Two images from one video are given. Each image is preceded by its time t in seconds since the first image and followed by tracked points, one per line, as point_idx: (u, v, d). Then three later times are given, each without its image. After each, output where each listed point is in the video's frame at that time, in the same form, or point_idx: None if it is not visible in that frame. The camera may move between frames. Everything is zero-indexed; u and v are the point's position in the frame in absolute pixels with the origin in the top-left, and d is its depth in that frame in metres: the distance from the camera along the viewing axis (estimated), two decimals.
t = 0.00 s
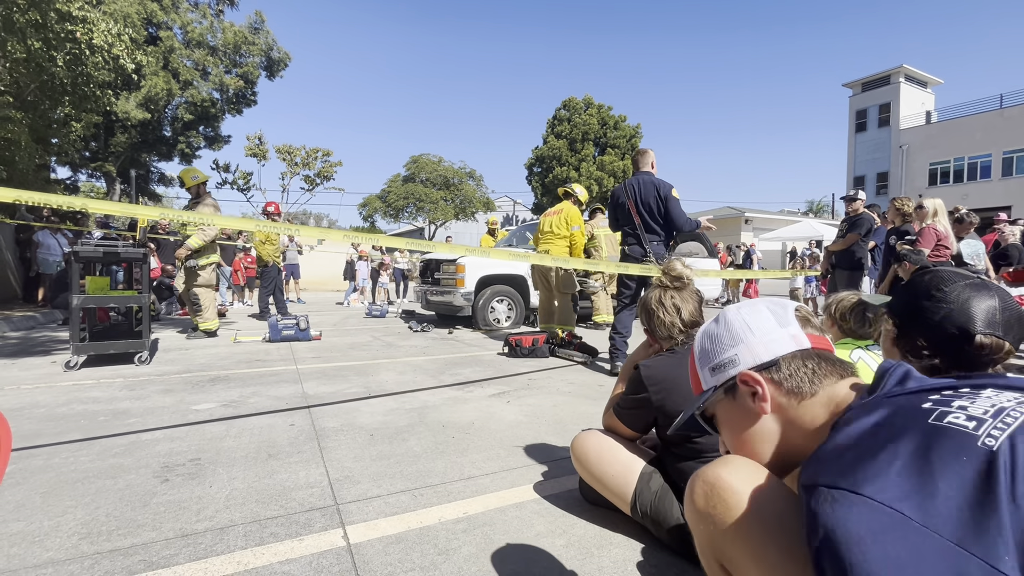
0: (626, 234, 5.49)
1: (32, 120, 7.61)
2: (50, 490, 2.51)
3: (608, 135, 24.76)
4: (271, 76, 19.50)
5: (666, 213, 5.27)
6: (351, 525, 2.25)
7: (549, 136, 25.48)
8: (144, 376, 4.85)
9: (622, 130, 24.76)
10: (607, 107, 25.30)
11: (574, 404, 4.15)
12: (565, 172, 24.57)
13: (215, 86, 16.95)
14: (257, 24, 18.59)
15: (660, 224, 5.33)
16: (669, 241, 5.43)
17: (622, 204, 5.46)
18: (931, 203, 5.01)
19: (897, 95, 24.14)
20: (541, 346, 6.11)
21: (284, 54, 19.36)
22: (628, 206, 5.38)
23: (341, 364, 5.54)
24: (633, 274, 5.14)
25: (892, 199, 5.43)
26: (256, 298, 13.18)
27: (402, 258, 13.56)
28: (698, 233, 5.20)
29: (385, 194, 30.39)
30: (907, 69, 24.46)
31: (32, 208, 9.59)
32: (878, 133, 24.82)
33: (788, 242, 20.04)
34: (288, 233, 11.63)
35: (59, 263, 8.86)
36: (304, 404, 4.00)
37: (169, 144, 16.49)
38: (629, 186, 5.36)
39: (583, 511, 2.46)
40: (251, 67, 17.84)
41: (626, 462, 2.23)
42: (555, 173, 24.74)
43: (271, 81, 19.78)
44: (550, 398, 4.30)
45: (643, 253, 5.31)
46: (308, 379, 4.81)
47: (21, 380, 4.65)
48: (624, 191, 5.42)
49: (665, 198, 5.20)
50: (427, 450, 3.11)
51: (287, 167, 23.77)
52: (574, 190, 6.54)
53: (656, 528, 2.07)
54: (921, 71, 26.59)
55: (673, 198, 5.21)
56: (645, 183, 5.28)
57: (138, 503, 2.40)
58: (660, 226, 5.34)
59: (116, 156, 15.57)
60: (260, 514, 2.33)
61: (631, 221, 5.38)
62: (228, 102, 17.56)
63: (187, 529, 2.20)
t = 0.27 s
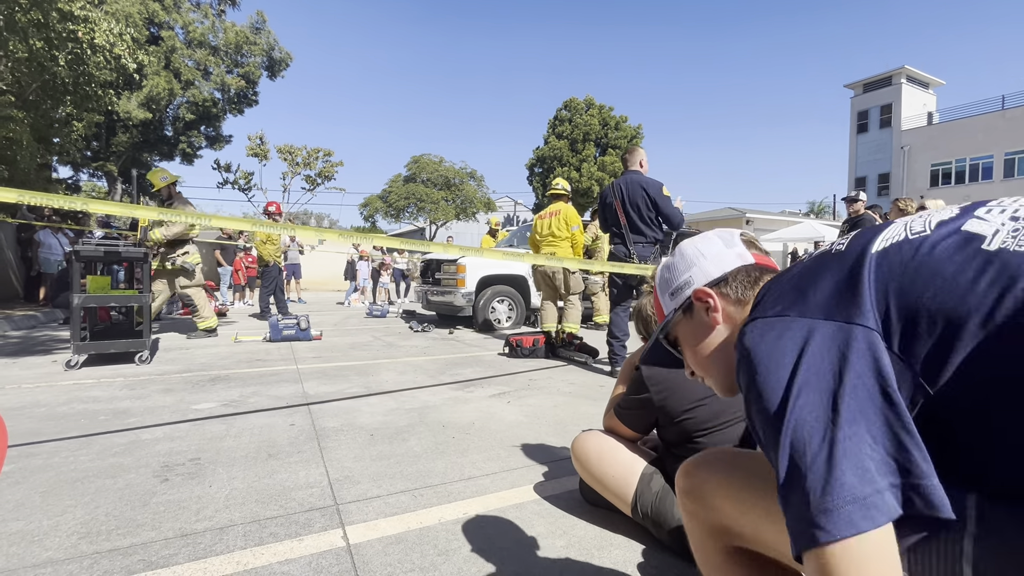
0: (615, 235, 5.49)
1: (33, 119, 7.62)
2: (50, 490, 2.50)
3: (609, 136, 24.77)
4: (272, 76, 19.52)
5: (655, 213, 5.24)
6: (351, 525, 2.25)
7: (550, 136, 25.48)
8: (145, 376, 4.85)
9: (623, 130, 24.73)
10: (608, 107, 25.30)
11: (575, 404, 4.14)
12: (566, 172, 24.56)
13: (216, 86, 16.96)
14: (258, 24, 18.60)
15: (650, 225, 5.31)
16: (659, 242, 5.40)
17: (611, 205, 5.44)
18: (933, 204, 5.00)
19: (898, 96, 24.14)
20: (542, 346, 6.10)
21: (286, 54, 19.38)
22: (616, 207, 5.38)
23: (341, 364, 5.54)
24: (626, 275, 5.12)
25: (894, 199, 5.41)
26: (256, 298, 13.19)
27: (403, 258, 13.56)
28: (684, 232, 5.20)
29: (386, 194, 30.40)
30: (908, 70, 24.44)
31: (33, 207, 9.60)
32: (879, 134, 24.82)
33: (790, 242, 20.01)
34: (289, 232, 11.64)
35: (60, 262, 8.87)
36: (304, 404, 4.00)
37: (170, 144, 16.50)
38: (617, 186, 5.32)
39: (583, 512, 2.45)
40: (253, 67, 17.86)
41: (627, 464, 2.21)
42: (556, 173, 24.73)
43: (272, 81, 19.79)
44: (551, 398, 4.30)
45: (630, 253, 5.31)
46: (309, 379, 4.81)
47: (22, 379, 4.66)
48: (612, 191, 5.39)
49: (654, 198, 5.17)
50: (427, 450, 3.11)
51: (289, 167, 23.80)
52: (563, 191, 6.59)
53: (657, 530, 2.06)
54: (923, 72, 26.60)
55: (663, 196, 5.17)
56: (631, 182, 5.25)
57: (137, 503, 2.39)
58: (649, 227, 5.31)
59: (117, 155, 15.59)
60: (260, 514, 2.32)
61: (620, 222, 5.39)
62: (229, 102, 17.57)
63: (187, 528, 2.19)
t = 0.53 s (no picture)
0: (608, 234, 5.47)
1: (36, 119, 7.63)
2: (51, 489, 2.50)
3: (611, 136, 24.76)
4: (274, 76, 19.54)
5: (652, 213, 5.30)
6: (353, 525, 2.25)
7: (551, 136, 25.50)
8: (146, 375, 4.85)
9: (624, 130, 24.73)
10: (609, 107, 25.31)
11: (576, 405, 4.14)
12: (567, 173, 24.58)
13: (218, 86, 16.98)
14: (260, 24, 18.61)
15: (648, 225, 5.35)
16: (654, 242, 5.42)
17: (606, 204, 5.40)
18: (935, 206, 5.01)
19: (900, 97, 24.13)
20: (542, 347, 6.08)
21: (287, 54, 19.39)
22: (611, 206, 5.35)
23: (342, 364, 5.54)
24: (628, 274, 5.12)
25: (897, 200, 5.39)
26: (258, 298, 13.20)
27: (404, 259, 13.57)
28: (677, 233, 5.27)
29: (387, 194, 30.43)
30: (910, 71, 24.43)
31: (35, 207, 9.62)
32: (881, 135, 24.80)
33: (791, 243, 20.01)
34: (291, 232, 11.65)
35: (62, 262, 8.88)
36: (305, 404, 3.99)
37: (172, 144, 16.52)
38: (614, 185, 5.29)
39: (585, 513, 2.45)
40: (254, 67, 17.87)
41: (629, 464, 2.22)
42: (557, 173, 24.74)
43: (274, 80, 19.80)
44: (552, 399, 4.29)
45: (625, 253, 5.29)
46: (310, 379, 4.81)
47: (24, 379, 4.66)
48: (608, 191, 5.34)
49: (654, 199, 5.22)
50: (428, 450, 3.11)
51: (290, 167, 23.81)
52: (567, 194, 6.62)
53: (658, 530, 2.07)
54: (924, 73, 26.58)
55: (660, 196, 5.23)
56: (629, 182, 5.23)
57: (139, 502, 2.39)
58: (645, 227, 5.32)
59: (119, 155, 15.61)
60: (262, 514, 2.32)
61: (614, 222, 5.37)
62: (231, 102, 17.57)
63: (189, 528, 2.19)
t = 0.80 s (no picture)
0: (606, 233, 5.42)
1: (37, 119, 7.65)
2: (53, 489, 2.51)
3: (611, 137, 24.75)
4: (275, 77, 19.56)
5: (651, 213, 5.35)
6: (353, 525, 2.25)
7: (551, 137, 25.51)
8: (147, 375, 4.86)
9: (625, 131, 24.74)
10: (609, 108, 25.32)
11: (577, 405, 4.14)
12: (567, 173, 24.59)
13: (219, 86, 17.00)
14: (261, 24, 18.64)
15: (647, 225, 5.38)
16: (653, 242, 5.42)
17: (606, 204, 5.33)
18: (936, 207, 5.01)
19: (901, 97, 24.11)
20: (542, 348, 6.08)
21: (288, 54, 19.40)
22: (611, 206, 5.29)
23: (343, 364, 5.54)
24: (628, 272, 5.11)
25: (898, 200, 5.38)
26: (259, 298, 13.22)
27: (406, 259, 13.59)
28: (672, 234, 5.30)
29: (388, 195, 30.46)
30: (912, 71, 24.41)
31: (36, 207, 9.64)
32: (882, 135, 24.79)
33: (792, 243, 20.00)
34: (292, 233, 11.66)
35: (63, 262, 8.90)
36: (306, 404, 4.00)
37: (173, 145, 16.54)
38: (615, 185, 5.25)
39: (586, 514, 2.45)
40: (255, 67, 17.89)
41: (630, 465, 2.21)
42: (558, 174, 24.76)
43: (275, 81, 19.82)
44: (553, 399, 4.29)
45: (625, 252, 5.25)
46: (310, 379, 4.81)
47: (25, 379, 4.67)
48: (608, 190, 5.28)
49: (655, 199, 5.28)
50: (429, 451, 3.11)
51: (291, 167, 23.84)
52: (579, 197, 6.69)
53: (659, 531, 2.06)
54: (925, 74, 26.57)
55: (659, 195, 5.29)
56: (633, 183, 5.24)
57: (140, 502, 2.39)
58: (645, 227, 5.35)
59: (121, 155, 15.65)
60: (262, 514, 2.32)
61: (614, 221, 5.33)
62: (232, 103, 17.59)
63: (190, 528, 2.20)
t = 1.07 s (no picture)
0: (606, 233, 5.40)
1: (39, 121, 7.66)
2: (54, 489, 2.51)
3: (612, 137, 24.76)
4: (276, 77, 19.57)
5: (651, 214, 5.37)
6: (354, 526, 2.25)
7: (552, 137, 25.51)
8: (149, 376, 4.86)
9: (626, 131, 24.74)
10: (610, 108, 25.31)
11: (577, 405, 4.14)
12: (568, 173, 24.59)
13: (221, 87, 17.01)
14: (262, 25, 18.64)
15: (647, 226, 5.38)
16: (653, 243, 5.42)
17: (606, 203, 5.32)
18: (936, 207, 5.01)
19: (903, 97, 24.08)
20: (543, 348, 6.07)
21: (290, 55, 19.41)
22: (611, 205, 5.28)
23: (344, 365, 5.53)
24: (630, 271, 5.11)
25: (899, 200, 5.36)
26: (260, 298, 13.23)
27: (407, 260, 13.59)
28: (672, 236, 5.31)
29: (388, 195, 30.49)
30: (913, 71, 24.39)
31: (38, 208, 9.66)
32: (883, 135, 24.78)
33: (792, 244, 19.98)
34: (293, 234, 11.67)
35: (65, 263, 8.91)
36: (307, 404, 4.00)
37: (174, 145, 16.55)
38: (616, 184, 5.24)
39: (587, 515, 2.44)
40: (257, 68, 17.90)
41: (631, 465, 2.22)
42: (558, 174, 24.77)
43: (276, 82, 19.83)
44: (553, 400, 4.29)
45: (626, 252, 5.24)
46: (311, 379, 4.82)
47: (27, 379, 4.67)
48: (609, 189, 5.27)
49: (655, 199, 5.31)
50: (430, 451, 3.11)
51: (292, 168, 23.86)
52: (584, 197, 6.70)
53: (660, 532, 2.06)
54: (926, 74, 26.55)
55: (658, 196, 5.31)
56: (635, 184, 5.25)
57: (142, 503, 2.40)
58: (645, 227, 5.35)
59: (122, 156, 15.68)
60: (263, 515, 2.33)
61: (615, 221, 5.32)
62: (233, 103, 17.60)
63: (191, 529, 2.20)
